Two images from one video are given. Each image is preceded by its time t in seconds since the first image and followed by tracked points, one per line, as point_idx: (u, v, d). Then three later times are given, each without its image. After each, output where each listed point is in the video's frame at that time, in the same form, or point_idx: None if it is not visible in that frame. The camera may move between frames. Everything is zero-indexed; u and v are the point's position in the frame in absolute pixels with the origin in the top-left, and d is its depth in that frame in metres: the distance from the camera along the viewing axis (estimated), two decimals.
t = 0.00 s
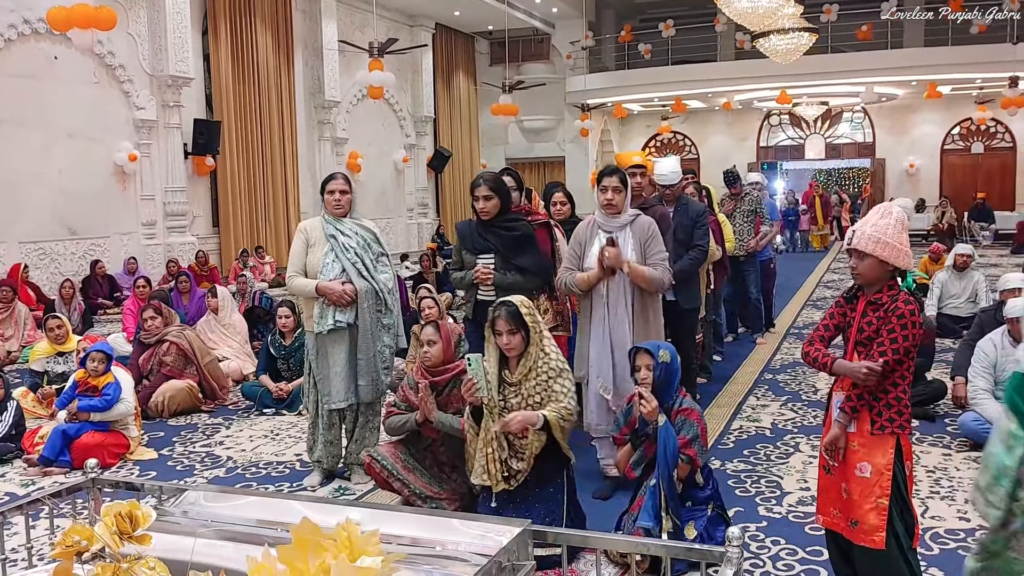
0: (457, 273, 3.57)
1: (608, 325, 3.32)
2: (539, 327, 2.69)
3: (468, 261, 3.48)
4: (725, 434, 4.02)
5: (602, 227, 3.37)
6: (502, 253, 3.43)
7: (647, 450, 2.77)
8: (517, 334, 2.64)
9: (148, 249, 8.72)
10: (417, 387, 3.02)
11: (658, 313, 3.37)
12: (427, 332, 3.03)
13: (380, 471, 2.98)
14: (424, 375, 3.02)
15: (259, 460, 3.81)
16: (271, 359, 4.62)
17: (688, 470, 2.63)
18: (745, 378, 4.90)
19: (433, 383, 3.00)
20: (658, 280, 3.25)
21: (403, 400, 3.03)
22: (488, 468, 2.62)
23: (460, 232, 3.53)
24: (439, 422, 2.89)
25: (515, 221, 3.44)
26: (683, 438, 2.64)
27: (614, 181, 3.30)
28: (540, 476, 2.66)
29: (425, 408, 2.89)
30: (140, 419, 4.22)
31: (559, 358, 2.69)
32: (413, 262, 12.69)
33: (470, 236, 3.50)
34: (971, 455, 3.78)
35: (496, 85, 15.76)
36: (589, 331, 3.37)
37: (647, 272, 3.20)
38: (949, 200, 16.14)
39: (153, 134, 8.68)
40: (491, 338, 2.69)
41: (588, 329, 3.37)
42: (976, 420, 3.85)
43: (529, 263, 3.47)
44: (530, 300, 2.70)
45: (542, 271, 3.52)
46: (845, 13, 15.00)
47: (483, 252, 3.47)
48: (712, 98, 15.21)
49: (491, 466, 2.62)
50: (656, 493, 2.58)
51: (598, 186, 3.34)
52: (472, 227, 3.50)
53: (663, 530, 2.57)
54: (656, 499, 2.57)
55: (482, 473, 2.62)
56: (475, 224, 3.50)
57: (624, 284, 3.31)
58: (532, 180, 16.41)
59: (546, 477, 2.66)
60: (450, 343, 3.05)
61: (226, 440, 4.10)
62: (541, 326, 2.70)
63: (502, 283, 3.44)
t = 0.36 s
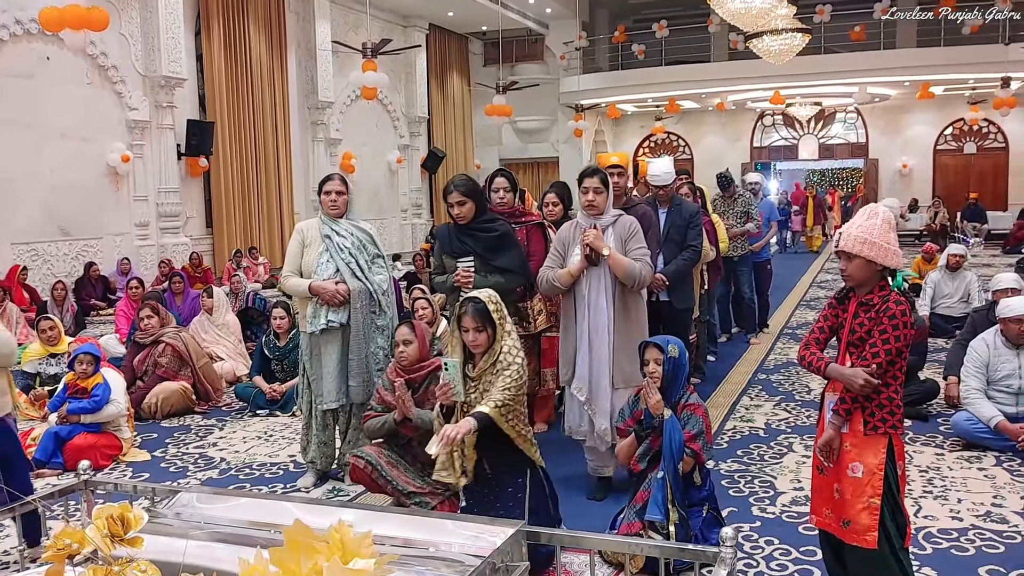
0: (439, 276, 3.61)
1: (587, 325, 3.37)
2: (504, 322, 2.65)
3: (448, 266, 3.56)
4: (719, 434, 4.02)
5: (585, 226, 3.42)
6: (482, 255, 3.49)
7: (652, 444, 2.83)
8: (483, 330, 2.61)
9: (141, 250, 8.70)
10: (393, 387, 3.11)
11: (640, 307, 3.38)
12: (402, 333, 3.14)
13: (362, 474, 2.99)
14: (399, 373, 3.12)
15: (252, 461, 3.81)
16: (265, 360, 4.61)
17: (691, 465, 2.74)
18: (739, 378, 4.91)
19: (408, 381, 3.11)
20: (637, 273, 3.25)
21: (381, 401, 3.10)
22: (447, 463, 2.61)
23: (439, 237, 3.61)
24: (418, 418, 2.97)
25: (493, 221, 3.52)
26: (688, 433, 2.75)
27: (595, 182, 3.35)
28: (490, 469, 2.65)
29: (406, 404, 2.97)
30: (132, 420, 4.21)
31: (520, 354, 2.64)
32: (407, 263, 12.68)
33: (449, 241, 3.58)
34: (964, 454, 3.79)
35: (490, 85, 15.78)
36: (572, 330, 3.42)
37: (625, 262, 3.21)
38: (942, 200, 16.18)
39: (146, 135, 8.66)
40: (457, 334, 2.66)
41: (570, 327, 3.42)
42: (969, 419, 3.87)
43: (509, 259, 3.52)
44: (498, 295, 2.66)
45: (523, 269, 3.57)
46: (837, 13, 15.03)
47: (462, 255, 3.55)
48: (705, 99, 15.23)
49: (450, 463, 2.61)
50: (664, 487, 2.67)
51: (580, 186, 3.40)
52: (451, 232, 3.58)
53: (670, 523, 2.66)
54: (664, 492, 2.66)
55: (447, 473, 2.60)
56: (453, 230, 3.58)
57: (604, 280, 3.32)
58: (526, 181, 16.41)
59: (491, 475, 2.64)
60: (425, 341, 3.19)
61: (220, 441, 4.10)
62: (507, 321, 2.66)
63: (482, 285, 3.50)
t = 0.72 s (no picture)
0: (432, 279, 3.62)
1: (573, 327, 3.37)
2: (487, 351, 2.49)
3: (442, 268, 3.59)
4: (711, 435, 4.03)
5: (575, 227, 3.44)
6: (476, 256, 3.51)
7: (648, 441, 2.85)
8: (465, 360, 2.45)
9: (133, 252, 8.67)
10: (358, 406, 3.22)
11: (630, 308, 3.37)
12: (357, 352, 3.16)
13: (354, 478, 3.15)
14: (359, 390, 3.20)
15: (245, 464, 3.80)
16: (257, 362, 4.61)
17: (686, 463, 2.74)
18: (732, 380, 4.92)
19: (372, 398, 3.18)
20: (625, 275, 3.25)
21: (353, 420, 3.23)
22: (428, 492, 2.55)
23: (431, 239, 3.62)
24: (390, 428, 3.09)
25: (487, 222, 3.51)
26: (683, 431, 2.76)
27: (584, 184, 3.36)
28: (478, 498, 2.51)
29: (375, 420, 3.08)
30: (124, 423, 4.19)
31: (503, 385, 2.48)
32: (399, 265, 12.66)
33: (442, 242, 3.59)
34: (955, 455, 3.81)
35: (482, 88, 15.81)
36: (561, 330, 3.45)
37: (613, 263, 3.23)
38: (933, 202, 16.23)
39: (138, 137, 8.64)
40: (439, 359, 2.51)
41: (559, 327, 3.45)
42: (961, 420, 3.88)
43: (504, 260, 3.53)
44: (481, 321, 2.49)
45: (517, 271, 3.59)
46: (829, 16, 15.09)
47: (457, 257, 3.56)
48: (698, 100, 15.25)
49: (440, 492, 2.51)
50: (660, 484, 2.70)
51: (570, 189, 3.41)
52: (446, 233, 3.57)
53: (667, 520, 2.68)
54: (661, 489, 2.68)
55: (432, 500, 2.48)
56: (446, 231, 3.59)
57: (593, 281, 3.33)
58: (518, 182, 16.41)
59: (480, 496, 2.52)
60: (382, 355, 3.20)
61: (212, 444, 4.09)
62: (491, 349, 2.50)
63: (478, 287, 3.54)
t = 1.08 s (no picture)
0: (430, 281, 3.63)
1: (567, 330, 3.37)
2: (471, 374, 2.40)
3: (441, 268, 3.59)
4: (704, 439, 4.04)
5: (568, 231, 3.43)
6: (476, 259, 3.50)
7: (643, 443, 2.86)
8: (445, 385, 2.38)
9: (125, 257, 8.64)
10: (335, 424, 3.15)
11: (622, 310, 3.39)
12: (332, 373, 3.09)
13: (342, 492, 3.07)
14: (337, 411, 3.14)
15: (237, 469, 3.80)
16: (249, 368, 4.60)
17: (682, 465, 2.74)
18: (724, 383, 4.92)
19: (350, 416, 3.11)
20: (619, 279, 3.26)
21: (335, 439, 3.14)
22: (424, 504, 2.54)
23: (433, 241, 3.62)
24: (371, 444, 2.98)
25: (490, 227, 3.49)
26: (678, 433, 2.77)
27: (577, 189, 3.36)
28: (471, 510, 2.51)
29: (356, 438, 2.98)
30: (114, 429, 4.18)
31: (489, 406, 2.41)
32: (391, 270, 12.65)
33: (443, 244, 3.59)
34: (947, 457, 3.83)
35: (475, 91, 15.83)
36: (554, 334, 3.44)
37: (607, 267, 3.23)
38: (924, 205, 16.28)
39: (129, 142, 8.62)
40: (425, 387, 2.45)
41: (552, 330, 3.44)
42: (952, 423, 3.90)
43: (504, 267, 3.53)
44: (464, 344, 2.39)
45: (515, 276, 3.59)
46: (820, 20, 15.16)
47: (457, 258, 3.57)
48: (690, 104, 15.29)
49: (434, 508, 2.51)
50: (657, 486, 2.71)
51: (563, 193, 3.41)
52: (446, 235, 3.57)
53: (664, 521, 2.69)
54: (658, 491, 2.69)
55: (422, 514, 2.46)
56: (447, 232, 3.58)
57: (586, 285, 3.33)
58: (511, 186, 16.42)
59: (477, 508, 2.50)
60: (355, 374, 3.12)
61: (204, 450, 4.08)
62: (474, 371, 2.41)
63: (474, 290, 3.53)
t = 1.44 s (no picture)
0: (420, 284, 3.63)
1: (560, 335, 3.36)
2: (452, 384, 2.38)
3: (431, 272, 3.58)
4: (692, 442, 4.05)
5: (557, 235, 3.43)
6: (468, 264, 3.50)
7: (633, 446, 2.86)
8: (427, 397, 2.37)
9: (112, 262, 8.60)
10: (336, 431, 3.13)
11: (612, 314, 3.41)
12: (342, 385, 3.05)
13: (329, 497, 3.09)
14: (344, 424, 3.09)
15: (225, 475, 3.79)
16: (237, 373, 4.60)
17: (672, 468, 2.74)
18: (713, 387, 4.94)
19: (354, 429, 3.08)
20: (609, 284, 3.28)
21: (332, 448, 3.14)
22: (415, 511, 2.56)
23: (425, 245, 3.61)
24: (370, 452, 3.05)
25: (482, 232, 3.52)
26: (668, 437, 2.77)
27: (567, 194, 3.37)
28: (458, 515, 2.50)
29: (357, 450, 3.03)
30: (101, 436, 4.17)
31: (474, 416, 2.39)
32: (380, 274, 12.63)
33: (435, 248, 3.58)
34: (933, 460, 3.85)
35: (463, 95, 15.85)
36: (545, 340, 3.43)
37: (596, 272, 3.25)
38: (911, 208, 16.35)
39: (116, 146, 8.59)
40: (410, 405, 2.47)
41: (544, 335, 3.43)
42: (938, 425, 3.93)
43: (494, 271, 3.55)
44: (444, 356, 2.37)
45: (506, 281, 3.61)
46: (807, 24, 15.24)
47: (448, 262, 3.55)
48: (678, 108, 15.34)
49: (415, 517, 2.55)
50: (646, 489, 2.71)
51: (552, 197, 3.41)
52: (438, 239, 3.57)
53: (653, 525, 2.71)
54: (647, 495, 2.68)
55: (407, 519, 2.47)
56: (440, 236, 3.57)
57: (577, 290, 3.34)
58: (500, 190, 16.42)
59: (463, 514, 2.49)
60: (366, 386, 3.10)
61: (192, 455, 4.07)
62: (456, 381, 2.40)
63: (465, 294, 3.53)
